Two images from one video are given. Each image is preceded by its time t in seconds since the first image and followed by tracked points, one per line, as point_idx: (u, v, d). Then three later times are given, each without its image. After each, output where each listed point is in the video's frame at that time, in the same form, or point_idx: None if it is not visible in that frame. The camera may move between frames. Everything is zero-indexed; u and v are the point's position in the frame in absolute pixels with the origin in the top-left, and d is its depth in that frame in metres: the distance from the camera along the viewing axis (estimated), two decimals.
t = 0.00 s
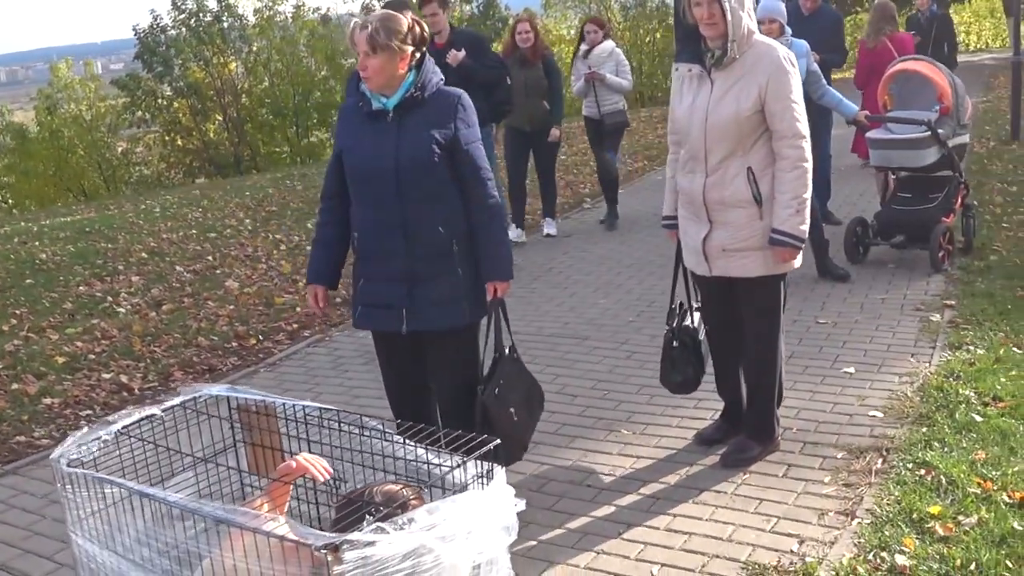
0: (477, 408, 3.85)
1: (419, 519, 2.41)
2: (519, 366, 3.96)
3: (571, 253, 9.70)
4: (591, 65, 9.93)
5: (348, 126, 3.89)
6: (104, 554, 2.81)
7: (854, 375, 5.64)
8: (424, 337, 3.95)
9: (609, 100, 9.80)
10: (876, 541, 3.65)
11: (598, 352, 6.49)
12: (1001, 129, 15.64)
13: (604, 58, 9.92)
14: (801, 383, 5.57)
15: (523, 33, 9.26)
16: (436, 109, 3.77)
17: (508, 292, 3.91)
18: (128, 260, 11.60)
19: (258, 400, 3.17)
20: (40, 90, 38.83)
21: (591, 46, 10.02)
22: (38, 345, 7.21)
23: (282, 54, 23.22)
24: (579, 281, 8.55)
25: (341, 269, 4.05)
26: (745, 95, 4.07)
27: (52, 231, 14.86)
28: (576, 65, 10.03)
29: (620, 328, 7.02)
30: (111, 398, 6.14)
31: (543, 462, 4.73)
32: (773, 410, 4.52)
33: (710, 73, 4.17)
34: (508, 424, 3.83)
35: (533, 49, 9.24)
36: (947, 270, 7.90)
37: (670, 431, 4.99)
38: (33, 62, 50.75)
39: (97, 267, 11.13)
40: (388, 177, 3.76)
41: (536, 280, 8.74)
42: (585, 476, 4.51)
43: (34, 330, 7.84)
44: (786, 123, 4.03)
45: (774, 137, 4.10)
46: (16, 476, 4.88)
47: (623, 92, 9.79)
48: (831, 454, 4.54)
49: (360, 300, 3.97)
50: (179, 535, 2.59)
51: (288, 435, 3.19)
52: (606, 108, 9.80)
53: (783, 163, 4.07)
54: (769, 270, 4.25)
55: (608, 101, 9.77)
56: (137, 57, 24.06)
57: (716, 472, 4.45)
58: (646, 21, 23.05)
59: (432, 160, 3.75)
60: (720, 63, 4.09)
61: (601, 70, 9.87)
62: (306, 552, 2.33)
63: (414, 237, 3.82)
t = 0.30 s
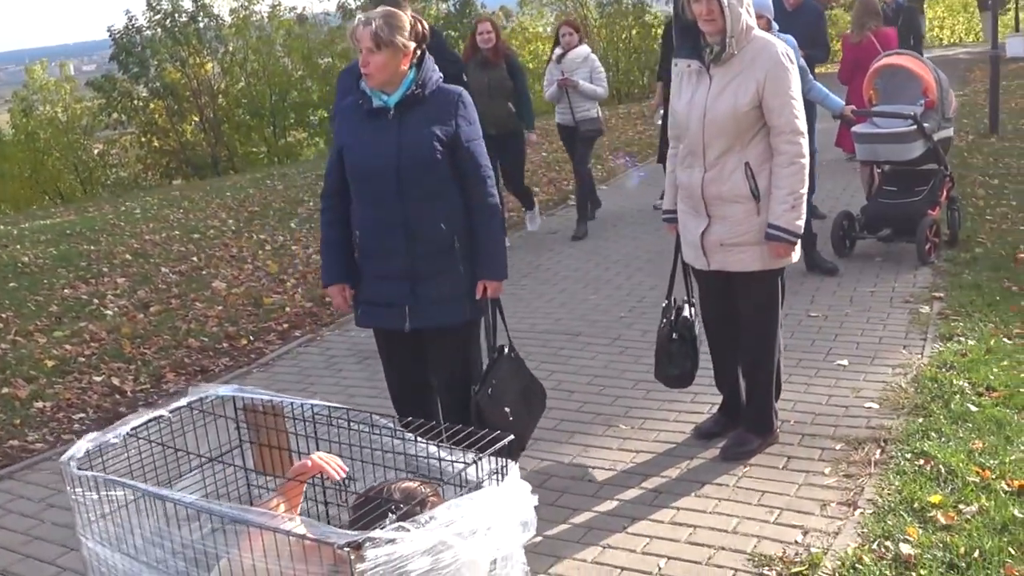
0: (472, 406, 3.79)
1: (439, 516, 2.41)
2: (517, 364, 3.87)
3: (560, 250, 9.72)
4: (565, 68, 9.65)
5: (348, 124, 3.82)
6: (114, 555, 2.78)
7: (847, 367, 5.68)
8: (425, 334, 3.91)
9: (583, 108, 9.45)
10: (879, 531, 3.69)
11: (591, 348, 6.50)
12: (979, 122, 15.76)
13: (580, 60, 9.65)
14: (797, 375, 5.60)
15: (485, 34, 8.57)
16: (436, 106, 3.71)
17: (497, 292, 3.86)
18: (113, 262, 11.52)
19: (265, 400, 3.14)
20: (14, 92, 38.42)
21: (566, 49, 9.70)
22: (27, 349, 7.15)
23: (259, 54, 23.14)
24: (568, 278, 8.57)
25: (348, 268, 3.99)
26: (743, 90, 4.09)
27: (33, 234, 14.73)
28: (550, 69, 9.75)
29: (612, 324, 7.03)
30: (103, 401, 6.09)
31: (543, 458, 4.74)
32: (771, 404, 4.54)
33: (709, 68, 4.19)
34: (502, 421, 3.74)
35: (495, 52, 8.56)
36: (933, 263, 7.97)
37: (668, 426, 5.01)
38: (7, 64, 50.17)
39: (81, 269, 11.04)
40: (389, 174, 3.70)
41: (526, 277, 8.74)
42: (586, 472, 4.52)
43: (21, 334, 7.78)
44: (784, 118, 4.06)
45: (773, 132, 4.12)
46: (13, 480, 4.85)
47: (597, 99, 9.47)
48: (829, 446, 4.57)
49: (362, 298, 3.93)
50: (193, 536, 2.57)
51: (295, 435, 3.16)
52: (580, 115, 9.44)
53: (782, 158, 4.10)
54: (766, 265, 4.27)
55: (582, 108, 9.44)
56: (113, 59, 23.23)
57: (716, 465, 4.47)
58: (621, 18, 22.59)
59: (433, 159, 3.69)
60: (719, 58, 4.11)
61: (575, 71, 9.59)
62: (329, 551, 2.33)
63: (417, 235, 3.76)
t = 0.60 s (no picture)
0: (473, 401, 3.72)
1: (457, 510, 2.42)
2: (515, 357, 3.85)
3: (547, 247, 9.73)
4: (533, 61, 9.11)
5: (342, 124, 3.72)
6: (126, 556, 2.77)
7: (840, 357, 5.72)
8: (427, 333, 3.83)
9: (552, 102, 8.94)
10: (882, 517, 3.73)
11: (585, 343, 6.51)
12: (955, 113, 15.90)
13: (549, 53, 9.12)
14: (791, 366, 5.64)
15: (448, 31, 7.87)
16: (435, 102, 3.66)
17: (499, 287, 3.83)
18: (95, 268, 11.44)
19: (271, 400, 3.15)
20: None
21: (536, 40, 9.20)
22: (15, 356, 7.10)
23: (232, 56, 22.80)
24: (557, 274, 8.58)
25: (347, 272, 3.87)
26: (740, 83, 4.11)
27: (11, 241, 14.59)
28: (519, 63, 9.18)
29: (603, 319, 7.05)
30: (96, 407, 6.06)
31: (543, 453, 4.75)
32: (769, 394, 4.57)
33: (706, 62, 4.21)
34: (504, 415, 3.71)
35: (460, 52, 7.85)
36: (919, 252, 8.04)
37: (666, 418, 5.03)
38: None
39: (64, 275, 10.96)
40: (390, 172, 3.62)
41: (514, 274, 8.74)
42: (587, 465, 4.53)
43: (7, 341, 7.72)
44: (781, 111, 4.08)
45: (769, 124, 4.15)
46: (10, 488, 4.83)
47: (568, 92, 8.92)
48: (828, 434, 4.61)
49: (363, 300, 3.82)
50: (206, 535, 2.57)
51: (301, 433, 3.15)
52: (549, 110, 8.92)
53: (779, 151, 4.13)
54: (766, 256, 4.32)
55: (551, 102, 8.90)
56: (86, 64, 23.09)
57: (717, 456, 4.50)
58: (594, 15, 22.63)
59: (434, 155, 3.64)
60: (716, 52, 4.14)
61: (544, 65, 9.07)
62: (348, 546, 2.35)
63: (420, 231, 3.70)
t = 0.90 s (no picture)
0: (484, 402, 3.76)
1: (467, 512, 2.43)
2: (519, 357, 3.88)
3: (538, 253, 9.75)
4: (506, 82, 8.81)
5: (342, 130, 3.71)
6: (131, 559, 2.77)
7: (834, 361, 5.76)
8: (431, 336, 3.83)
9: (529, 119, 8.64)
10: (880, 518, 3.76)
11: (579, 348, 6.53)
12: (941, 119, 16.02)
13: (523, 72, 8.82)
14: (785, 370, 5.67)
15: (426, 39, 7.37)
16: (434, 107, 3.71)
17: (501, 288, 3.85)
18: (85, 274, 11.39)
19: (275, 404, 3.15)
20: None
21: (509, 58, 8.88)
22: (7, 363, 7.07)
23: (218, 63, 22.76)
24: (549, 280, 8.60)
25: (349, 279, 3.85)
26: (732, 90, 4.16)
27: None
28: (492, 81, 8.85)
29: (596, 324, 7.06)
30: (90, 413, 6.04)
31: (542, 457, 4.76)
32: (764, 398, 4.60)
33: (700, 68, 4.26)
34: (516, 416, 3.75)
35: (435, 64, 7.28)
36: (908, 257, 8.09)
37: (663, 422, 5.05)
38: None
39: (53, 282, 10.91)
40: (396, 175, 3.63)
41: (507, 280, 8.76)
42: (586, 469, 4.55)
43: None
44: (771, 119, 4.11)
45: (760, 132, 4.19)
46: (7, 494, 4.81)
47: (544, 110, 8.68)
48: (824, 438, 4.64)
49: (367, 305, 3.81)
50: (215, 537, 2.57)
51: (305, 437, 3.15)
52: (527, 128, 8.65)
53: (769, 159, 4.15)
54: (755, 263, 4.34)
55: (529, 121, 8.62)
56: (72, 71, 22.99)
57: (713, 459, 4.53)
58: (580, 23, 22.70)
59: (437, 158, 3.67)
60: (708, 59, 4.19)
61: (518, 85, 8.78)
62: (361, 548, 2.36)
63: (427, 234, 3.70)
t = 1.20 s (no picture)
0: (494, 404, 3.78)
1: (474, 516, 2.44)
2: (525, 360, 3.91)
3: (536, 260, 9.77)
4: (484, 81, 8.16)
5: (348, 134, 3.69)
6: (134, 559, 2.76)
7: (833, 371, 5.78)
8: (439, 340, 3.83)
9: (507, 124, 8.15)
10: (880, 527, 3.77)
11: (578, 355, 6.54)
12: (938, 133, 16.08)
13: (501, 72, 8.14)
14: (784, 380, 5.68)
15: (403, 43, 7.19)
16: (440, 112, 3.74)
17: (506, 291, 3.88)
18: (81, 277, 11.37)
19: (279, 408, 3.15)
20: None
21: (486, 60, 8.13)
22: (4, 364, 7.05)
23: (215, 68, 22.68)
24: (548, 288, 8.61)
25: (355, 285, 3.82)
26: (731, 100, 4.18)
27: None
28: (467, 83, 8.20)
29: (594, 332, 7.07)
30: (88, 415, 6.03)
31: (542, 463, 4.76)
32: (762, 407, 4.61)
33: (701, 77, 4.29)
34: (524, 418, 3.77)
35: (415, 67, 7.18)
36: (905, 269, 8.12)
37: (663, 429, 5.06)
38: None
39: (49, 284, 10.89)
40: (407, 179, 3.64)
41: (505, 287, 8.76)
42: (586, 476, 4.55)
43: None
44: (769, 130, 4.13)
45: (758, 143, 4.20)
46: (5, 496, 4.80)
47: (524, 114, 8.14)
48: (823, 447, 4.66)
49: (376, 310, 3.79)
50: (220, 539, 2.57)
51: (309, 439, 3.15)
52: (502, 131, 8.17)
53: (766, 171, 4.17)
54: (752, 274, 4.35)
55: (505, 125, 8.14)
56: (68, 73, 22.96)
57: (713, 467, 4.54)
58: (577, 32, 22.74)
59: (445, 162, 3.69)
60: (709, 68, 4.21)
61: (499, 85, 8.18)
62: (369, 553, 2.37)
63: (437, 237, 3.71)
